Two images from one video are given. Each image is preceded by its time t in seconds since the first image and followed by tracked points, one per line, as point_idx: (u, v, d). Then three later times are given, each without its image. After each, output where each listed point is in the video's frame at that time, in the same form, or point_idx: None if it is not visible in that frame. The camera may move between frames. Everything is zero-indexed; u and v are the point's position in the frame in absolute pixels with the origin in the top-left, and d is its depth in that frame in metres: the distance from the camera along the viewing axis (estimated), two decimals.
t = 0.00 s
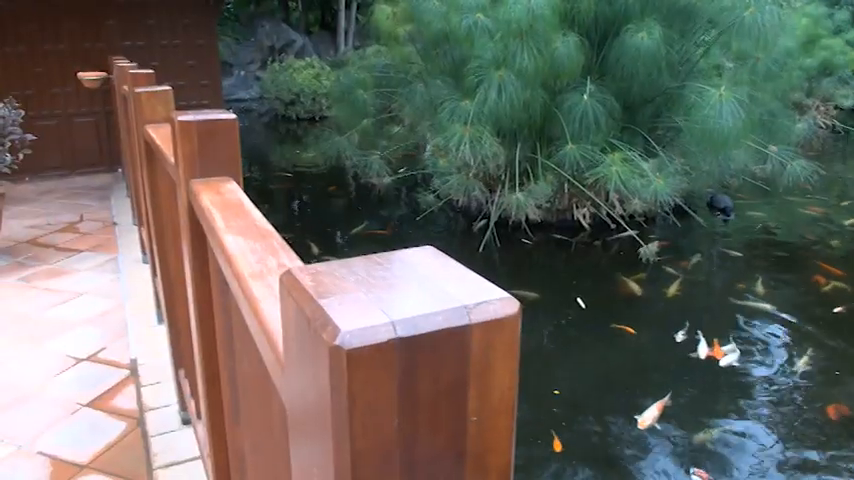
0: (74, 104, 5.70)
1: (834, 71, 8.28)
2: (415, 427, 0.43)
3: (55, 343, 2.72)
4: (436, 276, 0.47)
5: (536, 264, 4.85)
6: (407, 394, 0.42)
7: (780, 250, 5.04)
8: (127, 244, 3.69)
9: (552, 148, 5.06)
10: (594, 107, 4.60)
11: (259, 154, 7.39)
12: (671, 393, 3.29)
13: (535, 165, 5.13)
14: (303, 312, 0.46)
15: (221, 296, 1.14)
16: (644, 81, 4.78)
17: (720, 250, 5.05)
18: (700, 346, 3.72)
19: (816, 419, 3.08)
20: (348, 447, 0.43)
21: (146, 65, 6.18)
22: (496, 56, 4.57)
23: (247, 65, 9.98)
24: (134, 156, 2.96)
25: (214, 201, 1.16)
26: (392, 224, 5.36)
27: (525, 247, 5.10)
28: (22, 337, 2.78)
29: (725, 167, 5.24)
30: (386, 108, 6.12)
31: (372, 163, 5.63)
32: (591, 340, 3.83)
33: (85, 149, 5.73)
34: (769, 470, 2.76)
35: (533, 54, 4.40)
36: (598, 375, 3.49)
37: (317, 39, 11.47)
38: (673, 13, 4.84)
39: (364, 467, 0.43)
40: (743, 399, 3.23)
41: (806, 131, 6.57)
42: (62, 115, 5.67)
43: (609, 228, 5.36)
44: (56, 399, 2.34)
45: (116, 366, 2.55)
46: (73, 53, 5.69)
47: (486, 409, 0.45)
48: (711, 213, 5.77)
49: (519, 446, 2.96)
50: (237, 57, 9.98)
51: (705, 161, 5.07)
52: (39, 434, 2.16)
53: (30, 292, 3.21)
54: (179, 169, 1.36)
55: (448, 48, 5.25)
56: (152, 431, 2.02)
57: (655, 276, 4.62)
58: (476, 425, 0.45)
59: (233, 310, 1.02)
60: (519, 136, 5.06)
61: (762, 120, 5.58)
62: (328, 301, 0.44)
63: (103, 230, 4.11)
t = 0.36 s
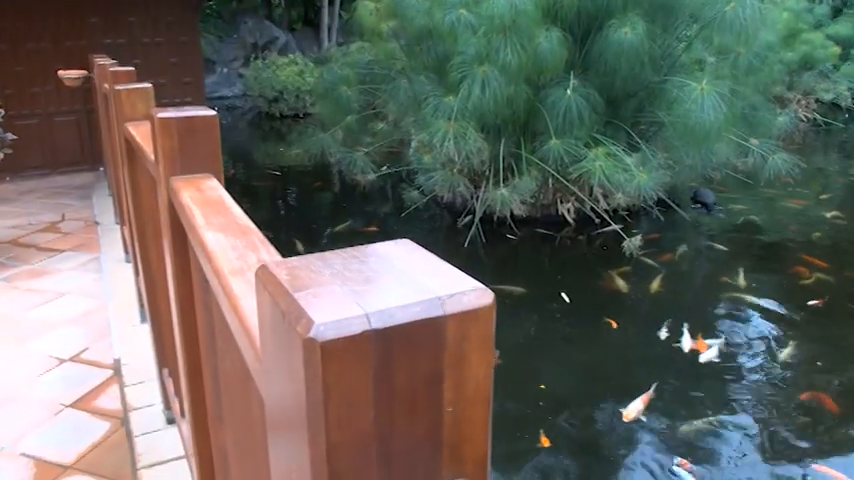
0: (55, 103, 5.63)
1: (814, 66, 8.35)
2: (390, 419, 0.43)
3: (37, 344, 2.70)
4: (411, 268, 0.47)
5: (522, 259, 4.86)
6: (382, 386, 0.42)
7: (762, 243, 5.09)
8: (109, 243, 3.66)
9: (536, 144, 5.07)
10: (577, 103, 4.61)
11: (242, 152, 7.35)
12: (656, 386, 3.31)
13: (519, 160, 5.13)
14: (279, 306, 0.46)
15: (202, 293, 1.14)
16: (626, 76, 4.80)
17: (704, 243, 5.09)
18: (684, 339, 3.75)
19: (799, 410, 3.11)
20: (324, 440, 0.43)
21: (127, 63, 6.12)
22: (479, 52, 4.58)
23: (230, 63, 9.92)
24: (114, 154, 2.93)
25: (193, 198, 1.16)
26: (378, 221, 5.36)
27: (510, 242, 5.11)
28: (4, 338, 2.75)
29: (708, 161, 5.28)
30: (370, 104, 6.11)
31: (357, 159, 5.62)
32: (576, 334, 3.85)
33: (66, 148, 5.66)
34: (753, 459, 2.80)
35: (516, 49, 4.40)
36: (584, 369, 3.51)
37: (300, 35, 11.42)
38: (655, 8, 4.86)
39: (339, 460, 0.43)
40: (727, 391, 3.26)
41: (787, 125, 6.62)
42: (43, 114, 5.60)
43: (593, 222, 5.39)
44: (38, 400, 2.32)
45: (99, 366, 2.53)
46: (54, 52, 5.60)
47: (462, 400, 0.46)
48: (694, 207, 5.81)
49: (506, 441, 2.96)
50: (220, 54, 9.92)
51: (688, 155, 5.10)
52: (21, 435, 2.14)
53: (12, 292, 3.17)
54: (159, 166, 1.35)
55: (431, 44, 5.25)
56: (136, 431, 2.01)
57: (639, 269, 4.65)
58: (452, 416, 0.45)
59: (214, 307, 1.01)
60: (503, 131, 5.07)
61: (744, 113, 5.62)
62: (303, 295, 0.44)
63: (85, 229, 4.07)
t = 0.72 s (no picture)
0: (35, 103, 5.57)
1: (795, 60, 8.40)
2: (366, 414, 0.43)
3: (20, 345, 2.67)
4: (387, 262, 0.47)
5: (507, 255, 4.87)
6: (357, 380, 0.42)
7: (745, 236, 5.13)
8: (92, 243, 3.64)
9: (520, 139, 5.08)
10: (560, 98, 4.63)
11: (226, 150, 7.31)
12: (641, 379, 3.34)
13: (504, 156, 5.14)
14: (254, 301, 0.46)
15: (183, 292, 1.13)
16: (609, 71, 4.82)
17: (687, 237, 5.12)
18: (667, 333, 3.76)
19: (782, 401, 3.15)
20: (301, 434, 0.43)
21: (108, 61, 6.07)
22: (462, 48, 4.58)
23: (213, 60, 9.86)
24: (95, 153, 2.90)
25: (174, 196, 1.15)
26: (363, 218, 5.35)
27: (495, 238, 5.12)
28: None
29: (690, 155, 5.31)
30: (354, 101, 6.09)
31: (341, 157, 5.61)
32: (562, 329, 3.86)
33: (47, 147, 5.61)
34: (737, 450, 2.83)
35: (499, 45, 4.41)
36: (569, 364, 3.52)
37: (283, 32, 11.37)
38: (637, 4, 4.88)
39: (315, 453, 0.43)
40: (711, 384, 3.28)
41: (769, 119, 6.68)
42: (23, 114, 5.54)
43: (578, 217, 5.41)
44: (22, 401, 2.31)
45: (83, 366, 2.51)
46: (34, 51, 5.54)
47: (439, 393, 0.45)
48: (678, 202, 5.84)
49: (492, 436, 2.97)
50: (202, 52, 9.86)
51: (670, 149, 5.13)
52: (4, 437, 2.12)
53: None
54: (139, 165, 1.34)
55: (414, 41, 5.24)
56: (120, 432, 2.00)
57: (624, 264, 4.67)
58: (429, 409, 0.45)
59: (194, 305, 1.01)
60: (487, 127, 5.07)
61: (726, 108, 5.66)
62: (278, 290, 0.44)
63: (68, 229, 4.04)
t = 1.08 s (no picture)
0: (13, 102, 5.47)
1: (775, 55, 8.48)
2: (339, 410, 0.43)
3: None
4: (359, 258, 0.47)
5: (491, 252, 4.88)
6: (329, 376, 0.42)
7: (727, 230, 5.17)
8: (72, 243, 3.60)
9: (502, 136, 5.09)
10: (542, 95, 4.63)
11: (208, 149, 7.27)
12: (626, 373, 3.36)
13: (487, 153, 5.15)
14: (225, 298, 0.45)
15: (162, 291, 1.12)
16: (591, 68, 4.83)
17: (669, 232, 5.16)
18: (650, 328, 3.78)
19: (764, 394, 3.18)
20: (273, 431, 0.43)
21: (87, 60, 6.01)
22: (444, 45, 4.58)
23: (194, 59, 9.80)
24: (74, 153, 2.87)
25: (151, 195, 1.14)
26: (346, 216, 5.34)
27: (479, 235, 5.13)
28: None
29: (672, 150, 5.34)
30: (337, 99, 6.07)
31: (324, 154, 5.59)
32: (546, 324, 3.87)
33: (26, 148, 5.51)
34: (721, 442, 2.86)
35: (480, 42, 4.41)
36: (554, 359, 3.54)
37: (265, 30, 11.31)
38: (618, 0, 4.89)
39: (288, 449, 0.43)
40: (694, 378, 3.30)
41: (749, 114, 6.73)
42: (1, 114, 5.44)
43: (561, 213, 5.42)
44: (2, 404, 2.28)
45: (64, 368, 2.49)
46: (12, 49, 5.42)
47: (413, 388, 0.45)
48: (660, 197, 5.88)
49: (478, 433, 2.98)
50: (183, 50, 9.79)
51: (652, 145, 5.16)
52: None
53: None
54: (116, 165, 1.32)
55: (396, 38, 5.22)
56: (102, 433, 1.98)
57: (607, 259, 4.70)
58: (402, 403, 0.45)
59: (173, 304, 1.00)
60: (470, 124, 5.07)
61: (706, 103, 5.70)
62: (249, 287, 0.44)
63: (47, 230, 4.00)
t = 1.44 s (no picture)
0: None
1: (757, 52, 8.54)
2: (315, 408, 0.43)
3: None
4: (336, 254, 0.47)
5: (477, 249, 4.89)
6: (304, 373, 0.42)
7: (711, 226, 5.20)
8: (54, 244, 3.57)
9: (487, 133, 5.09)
10: (526, 92, 4.64)
11: (191, 148, 7.22)
12: (614, 370, 3.37)
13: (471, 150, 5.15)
14: (200, 296, 0.45)
15: (142, 291, 1.11)
16: (574, 65, 4.85)
17: (653, 228, 5.19)
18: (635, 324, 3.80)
19: (747, 388, 3.20)
20: (248, 429, 0.43)
21: (68, 59, 5.94)
22: (427, 43, 4.58)
23: (176, 57, 9.73)
24: (55, 152, 2.84)
25: (131, 194, 1.13)
26: (332, 214, 5.33)
27: (464, 232, 5.14)
28: None
29: (655, 147, 5.37)
30: (321, 97, 6.05)
31: (308, 152, 5.60)
32: (532, 321, 3.88)
33: (7, 148, 5.47)
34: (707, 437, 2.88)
35: (464, 39, 4.41)
36: (539, 355, 3.55)
37: (248, 28, 11.25)
38: None
39: (265, 446, 0.43)
40: (678, 373, 3.33)
41: (732, 110, 6.78)
42: None
43: (545, 210, 5.44)
44: None
45: (47, 370, 2.46)
46: None
47: (389, 384, 0.45)
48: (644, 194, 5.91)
49: (464, 430, 2.98)
50: (165, 48, 9.72)
51: (635, 141, 5.18)
52: None
53: None
54: (95, 164, 1.31)
55: (379, 35, 5.20)
56: (85, 435, 1.97)
57: (592, 256, 4.72)
58: (378, 400, 0.45)
59: (153, 303, 0.99)
60: (455, 122, 5.07)
61: (689, 100, 5.73)
62: (224, 284, 0.44)
63: (28, 231, 3.96)
